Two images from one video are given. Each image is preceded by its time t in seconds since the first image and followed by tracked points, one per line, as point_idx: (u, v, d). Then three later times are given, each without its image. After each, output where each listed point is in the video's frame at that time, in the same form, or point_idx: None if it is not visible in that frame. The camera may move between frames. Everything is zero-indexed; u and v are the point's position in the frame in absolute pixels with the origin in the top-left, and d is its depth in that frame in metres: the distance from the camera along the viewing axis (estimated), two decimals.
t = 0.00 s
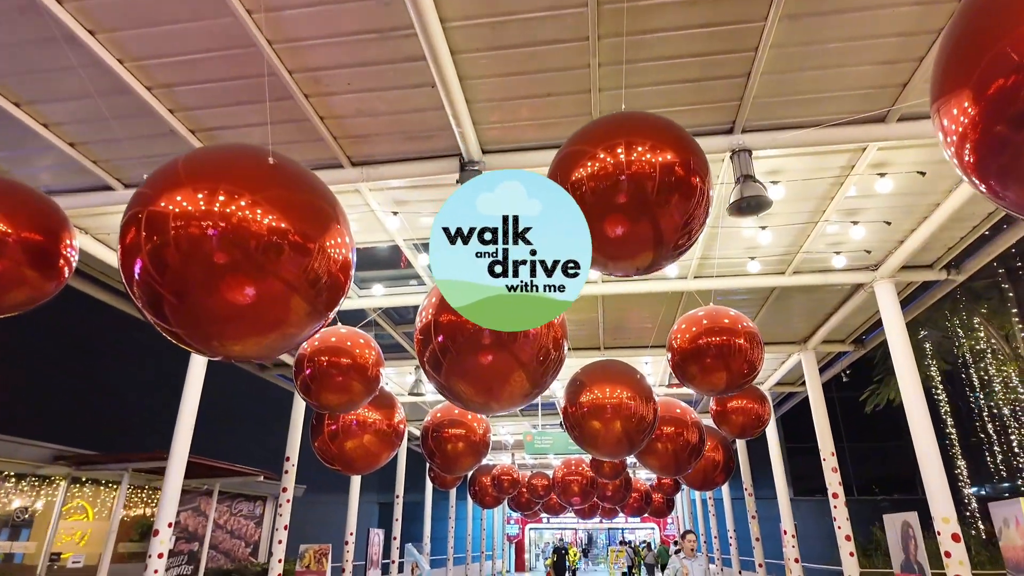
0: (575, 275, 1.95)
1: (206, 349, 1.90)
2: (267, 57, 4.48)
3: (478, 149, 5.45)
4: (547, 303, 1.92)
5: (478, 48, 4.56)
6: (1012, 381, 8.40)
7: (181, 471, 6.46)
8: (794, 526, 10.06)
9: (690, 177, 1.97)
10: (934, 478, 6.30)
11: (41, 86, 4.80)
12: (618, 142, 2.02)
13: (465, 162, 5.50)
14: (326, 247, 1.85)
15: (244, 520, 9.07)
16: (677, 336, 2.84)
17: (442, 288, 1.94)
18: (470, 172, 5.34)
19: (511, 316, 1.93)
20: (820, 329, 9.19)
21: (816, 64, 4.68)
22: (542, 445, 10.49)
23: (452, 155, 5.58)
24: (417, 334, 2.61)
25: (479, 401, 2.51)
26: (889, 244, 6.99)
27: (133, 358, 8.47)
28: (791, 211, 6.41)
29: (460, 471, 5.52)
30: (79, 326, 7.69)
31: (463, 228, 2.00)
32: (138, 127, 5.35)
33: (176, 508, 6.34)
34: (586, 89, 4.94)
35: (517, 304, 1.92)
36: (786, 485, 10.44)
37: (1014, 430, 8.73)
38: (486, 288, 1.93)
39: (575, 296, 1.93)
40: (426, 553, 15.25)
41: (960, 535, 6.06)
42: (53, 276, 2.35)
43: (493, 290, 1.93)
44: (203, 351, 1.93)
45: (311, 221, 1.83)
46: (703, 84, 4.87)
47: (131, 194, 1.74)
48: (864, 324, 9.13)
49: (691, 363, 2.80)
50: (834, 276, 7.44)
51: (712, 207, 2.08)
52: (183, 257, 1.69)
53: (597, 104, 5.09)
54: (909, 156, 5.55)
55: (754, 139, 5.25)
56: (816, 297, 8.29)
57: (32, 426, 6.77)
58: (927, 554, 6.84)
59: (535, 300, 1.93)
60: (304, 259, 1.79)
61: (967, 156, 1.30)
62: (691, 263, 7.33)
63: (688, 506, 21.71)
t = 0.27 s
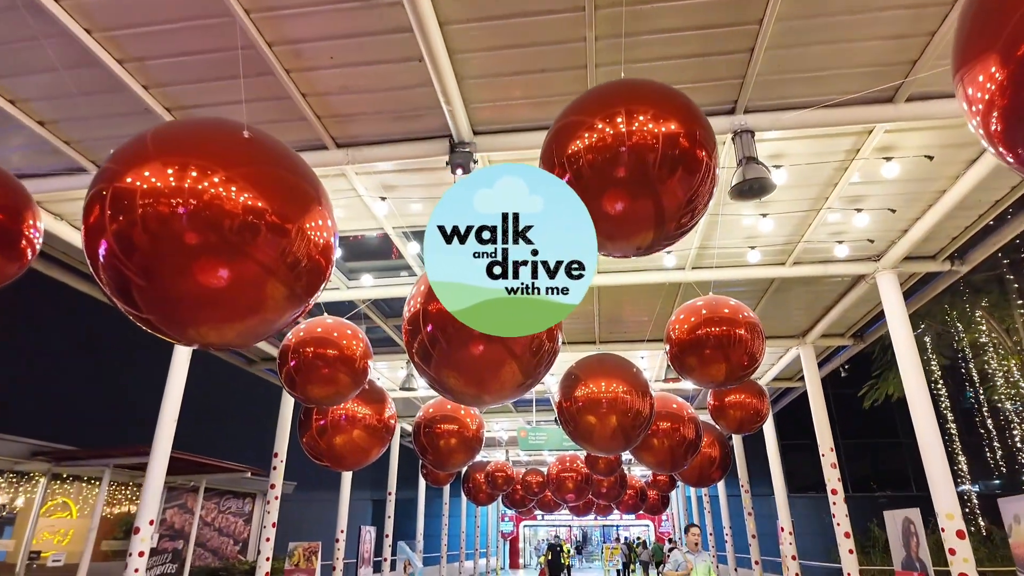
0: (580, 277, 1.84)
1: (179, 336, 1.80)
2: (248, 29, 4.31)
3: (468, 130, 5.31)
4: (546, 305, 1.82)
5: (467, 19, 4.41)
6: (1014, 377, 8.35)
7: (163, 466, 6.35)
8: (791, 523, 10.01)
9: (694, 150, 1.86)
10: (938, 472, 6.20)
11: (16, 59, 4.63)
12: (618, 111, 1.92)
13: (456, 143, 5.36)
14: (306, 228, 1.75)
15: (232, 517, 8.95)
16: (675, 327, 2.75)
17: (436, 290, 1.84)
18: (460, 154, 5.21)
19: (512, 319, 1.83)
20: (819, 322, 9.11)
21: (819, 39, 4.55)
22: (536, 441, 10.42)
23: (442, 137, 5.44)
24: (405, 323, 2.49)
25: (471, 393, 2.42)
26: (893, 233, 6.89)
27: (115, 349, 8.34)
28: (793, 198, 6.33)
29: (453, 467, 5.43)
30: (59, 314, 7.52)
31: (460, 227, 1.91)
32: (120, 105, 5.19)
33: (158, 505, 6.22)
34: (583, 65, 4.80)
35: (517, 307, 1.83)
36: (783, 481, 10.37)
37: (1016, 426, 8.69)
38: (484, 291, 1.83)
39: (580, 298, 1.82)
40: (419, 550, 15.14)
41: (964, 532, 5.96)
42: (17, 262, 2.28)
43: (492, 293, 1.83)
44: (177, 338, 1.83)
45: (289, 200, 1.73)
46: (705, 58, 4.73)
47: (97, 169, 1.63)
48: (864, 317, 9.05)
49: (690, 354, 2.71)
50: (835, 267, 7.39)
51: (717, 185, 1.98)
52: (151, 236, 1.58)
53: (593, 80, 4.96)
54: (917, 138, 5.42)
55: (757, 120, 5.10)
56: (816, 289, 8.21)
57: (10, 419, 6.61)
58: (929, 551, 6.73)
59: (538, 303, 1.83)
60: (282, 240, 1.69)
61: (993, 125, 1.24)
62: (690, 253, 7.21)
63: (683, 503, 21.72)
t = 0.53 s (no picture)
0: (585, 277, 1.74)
1: (153, 317, 1.70)
2: None
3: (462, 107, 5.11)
4: (546, 308, 1.73)
5: None
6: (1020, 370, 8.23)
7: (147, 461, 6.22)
8: (790, 519, 9.95)
9: (705, 113, 1.74)
10: (944, 462, 6.09)
11: None
12: (622, 71, 1.79)
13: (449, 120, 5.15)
14: (288, 203, 1.66)
15: (223, 512, 8.83)
16: (678, 314, 2.67)
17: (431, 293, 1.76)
18: (453, 131, 5.01)
19: (513, 323, 1.73)
20: (822, 314, 9.00)
21: (828, 9, 4.40)
22: (532, 435, 10.35)
23: (435, 113, 5.26)
24: (395, 310, 2.39)
25: (463, 380, 2.33)
26: (900, 219, 6.74)
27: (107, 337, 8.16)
28: (799, 181, 6.15)
29: (448, 461, 5.33)
30: (56, 299, 7.41)
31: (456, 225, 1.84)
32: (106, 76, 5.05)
33: (141, 500, 6.13)
34: (582, 35, 4.64)
35: (518, 310, 1.74)
36: (782, 476, 10.30)
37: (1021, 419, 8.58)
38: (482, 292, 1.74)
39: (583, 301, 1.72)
40: (414, 546, 15.02)
41: (972, 525, 5.81)
42: None
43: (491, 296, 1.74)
44: (152, 319, 1.73)
45: (269, 172, 1.63)
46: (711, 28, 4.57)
47: (63, 136, 1.53)
48: (867, 307, 8.94)
49: (693, 342, 2.63)
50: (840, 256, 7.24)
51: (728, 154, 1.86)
52: (119, 207, 1.48)
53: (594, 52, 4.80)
54: (930, 118, 5.25)
55: (765, 96, 4.85)
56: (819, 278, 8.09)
57: None
58: (935, 546, 6.62)
59: (539, 307, 1.73)
60: (260, 215, 1.59)
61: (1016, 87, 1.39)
62: (692, 239, 7.07)
63: (680, 499, 21.68)
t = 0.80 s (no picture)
0: (587, 279, 1.97)
1: (124, 292, 1.59)
2: None
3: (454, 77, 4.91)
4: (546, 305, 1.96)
5: None
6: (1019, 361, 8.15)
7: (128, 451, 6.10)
8: (786, 512, 9.92)
9: (719, 67, 1.63)
10: (949, 450, 5.95)
11: None
12: (630, 20, 1.67)
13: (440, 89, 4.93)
14: (266, 169, 1.55)
15: (209, 504, 8.71)
16: (682, 298, 2.63)
17: (436, 293, 1.96)
18: (445, 101, 4.80)
19: (513, 327, 1.95)
20: (821, 303, 8.93)
21: None
22: (525, 427, 10.27)
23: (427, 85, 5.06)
24: (384, 293, 2.27)
25: (455, 364, 2.24)
26: (906, 202, 6.57)
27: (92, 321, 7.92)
28: (804, 160, 5.96)
29: (440, 453, 5.24)
30: (44, 279, 7.21)
31: (453, 225, 2.08)
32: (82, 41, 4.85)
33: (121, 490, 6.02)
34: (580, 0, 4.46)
35: (518, 314, 1.95)
36: (777, 468, 10.26)
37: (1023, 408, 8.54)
38: (483, 297, 1.96)
39: (586, 303, 1.95)
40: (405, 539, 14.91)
41: (978, 516, 5.72)
42: None
43: (492, 298, 1.96)
44: (124, 295, 1.62)
45: (247, 136, 1.52)
46: None
47: (23, 92, 1.41)
48: (866, 297, 8.85)
49: (698, 327, 2.61)
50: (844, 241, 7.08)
51: (741, 112, 1.75)
52: (84, 170, 1.37)
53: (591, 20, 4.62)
54: (940, 92, 5.07)
55: (771, 67, 4.62)
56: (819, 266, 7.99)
57: None
58: (935, 538, 6.56)
59: (538, 305, 1.96)
60: (238, 182, 1.49)
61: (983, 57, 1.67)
62: (692, 223, 6.94)
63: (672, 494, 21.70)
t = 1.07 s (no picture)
0: (591, 280, 1.95)
1: (82, 262, 1.48)
2: None
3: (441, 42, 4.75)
4: (546, 311, 1.91)
5: None
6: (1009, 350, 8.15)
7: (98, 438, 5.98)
8: (774, 502, 9.96)
9: (728, 17, 1.54)
10: (942, 436, 5.89)
11: None
12: None
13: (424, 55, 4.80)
14: (232, 129, 1.44)
15: (189, 493, 8.58)
16: (680, 279, 2.63)
17: (433, 296, 1.88)
18: (432, 69, 4.68)
19: (513, 330, 1.90)
20: (812, 291, 8.88)
21: None
22: (512, 416, 10.21)
23: (413, 50, 4.86)
24: (365, 271, 2.15)
25: (437, 345, 2.14)
26: (902, 185, 6.50)
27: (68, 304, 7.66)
28: (803, 139, 5.84)
29: (425, 441, 5.15)
30: (21, 260, 6.99)
31: (450, 222, 2.01)
32: None
33: (91, 477, 5.90)
34: None
35: (518, 317, 1.90)
36: (765, 458, 10.29)
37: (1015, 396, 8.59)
38: (482, 298, 1.89)
39: (590, 305, 1.92)
40: (390, 529, 14.83)
41: (969, 505, 5.67)
42: None
43: (491, 300, 1.90)
44: (82, 264, 1.52)
45: (213, 93, 1.41)
46: None
47: None
48: (858, 285, 8.82)
49: (694, 310, 2.60)
50: (839, 226, 6.98)
51: (747, 71, 1.66)
52: (29, 123, 1.25)
53: None
54: (945, 65, 4.94)
55: (774, 36, 4.44)
56: (813, 253, 7.92)
57: None
58: (926, 527, 6.56)
59: (540, 309, 1.91)
60: (204, 143, 1.38)
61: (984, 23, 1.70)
62: (686, 205, 6.83)
63: (659, 484, 21.83)
